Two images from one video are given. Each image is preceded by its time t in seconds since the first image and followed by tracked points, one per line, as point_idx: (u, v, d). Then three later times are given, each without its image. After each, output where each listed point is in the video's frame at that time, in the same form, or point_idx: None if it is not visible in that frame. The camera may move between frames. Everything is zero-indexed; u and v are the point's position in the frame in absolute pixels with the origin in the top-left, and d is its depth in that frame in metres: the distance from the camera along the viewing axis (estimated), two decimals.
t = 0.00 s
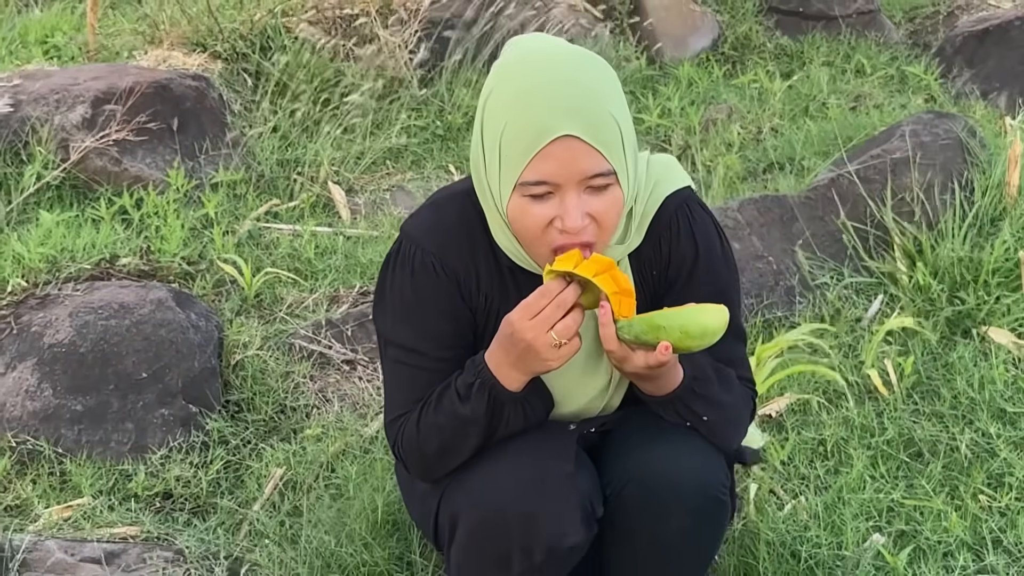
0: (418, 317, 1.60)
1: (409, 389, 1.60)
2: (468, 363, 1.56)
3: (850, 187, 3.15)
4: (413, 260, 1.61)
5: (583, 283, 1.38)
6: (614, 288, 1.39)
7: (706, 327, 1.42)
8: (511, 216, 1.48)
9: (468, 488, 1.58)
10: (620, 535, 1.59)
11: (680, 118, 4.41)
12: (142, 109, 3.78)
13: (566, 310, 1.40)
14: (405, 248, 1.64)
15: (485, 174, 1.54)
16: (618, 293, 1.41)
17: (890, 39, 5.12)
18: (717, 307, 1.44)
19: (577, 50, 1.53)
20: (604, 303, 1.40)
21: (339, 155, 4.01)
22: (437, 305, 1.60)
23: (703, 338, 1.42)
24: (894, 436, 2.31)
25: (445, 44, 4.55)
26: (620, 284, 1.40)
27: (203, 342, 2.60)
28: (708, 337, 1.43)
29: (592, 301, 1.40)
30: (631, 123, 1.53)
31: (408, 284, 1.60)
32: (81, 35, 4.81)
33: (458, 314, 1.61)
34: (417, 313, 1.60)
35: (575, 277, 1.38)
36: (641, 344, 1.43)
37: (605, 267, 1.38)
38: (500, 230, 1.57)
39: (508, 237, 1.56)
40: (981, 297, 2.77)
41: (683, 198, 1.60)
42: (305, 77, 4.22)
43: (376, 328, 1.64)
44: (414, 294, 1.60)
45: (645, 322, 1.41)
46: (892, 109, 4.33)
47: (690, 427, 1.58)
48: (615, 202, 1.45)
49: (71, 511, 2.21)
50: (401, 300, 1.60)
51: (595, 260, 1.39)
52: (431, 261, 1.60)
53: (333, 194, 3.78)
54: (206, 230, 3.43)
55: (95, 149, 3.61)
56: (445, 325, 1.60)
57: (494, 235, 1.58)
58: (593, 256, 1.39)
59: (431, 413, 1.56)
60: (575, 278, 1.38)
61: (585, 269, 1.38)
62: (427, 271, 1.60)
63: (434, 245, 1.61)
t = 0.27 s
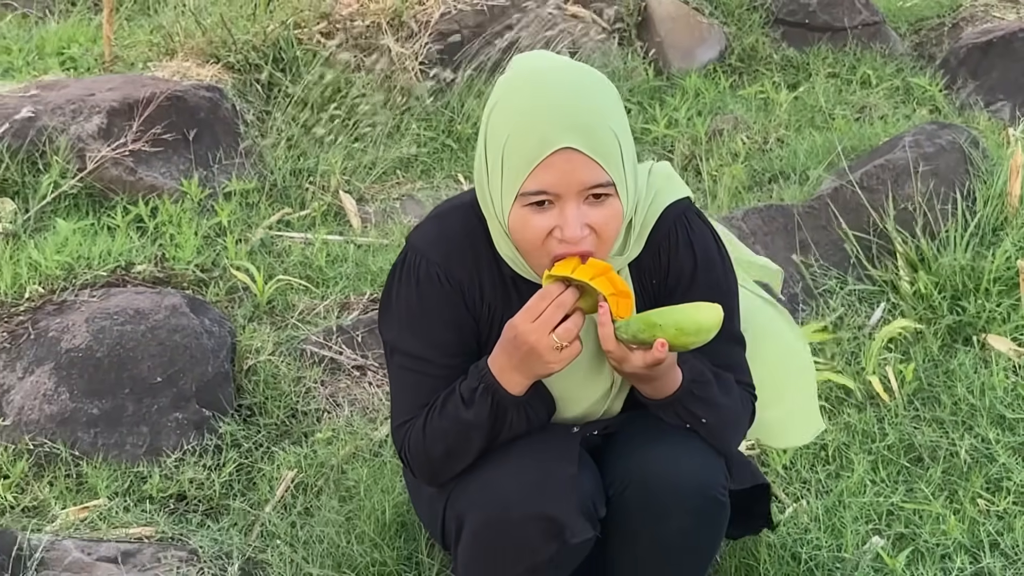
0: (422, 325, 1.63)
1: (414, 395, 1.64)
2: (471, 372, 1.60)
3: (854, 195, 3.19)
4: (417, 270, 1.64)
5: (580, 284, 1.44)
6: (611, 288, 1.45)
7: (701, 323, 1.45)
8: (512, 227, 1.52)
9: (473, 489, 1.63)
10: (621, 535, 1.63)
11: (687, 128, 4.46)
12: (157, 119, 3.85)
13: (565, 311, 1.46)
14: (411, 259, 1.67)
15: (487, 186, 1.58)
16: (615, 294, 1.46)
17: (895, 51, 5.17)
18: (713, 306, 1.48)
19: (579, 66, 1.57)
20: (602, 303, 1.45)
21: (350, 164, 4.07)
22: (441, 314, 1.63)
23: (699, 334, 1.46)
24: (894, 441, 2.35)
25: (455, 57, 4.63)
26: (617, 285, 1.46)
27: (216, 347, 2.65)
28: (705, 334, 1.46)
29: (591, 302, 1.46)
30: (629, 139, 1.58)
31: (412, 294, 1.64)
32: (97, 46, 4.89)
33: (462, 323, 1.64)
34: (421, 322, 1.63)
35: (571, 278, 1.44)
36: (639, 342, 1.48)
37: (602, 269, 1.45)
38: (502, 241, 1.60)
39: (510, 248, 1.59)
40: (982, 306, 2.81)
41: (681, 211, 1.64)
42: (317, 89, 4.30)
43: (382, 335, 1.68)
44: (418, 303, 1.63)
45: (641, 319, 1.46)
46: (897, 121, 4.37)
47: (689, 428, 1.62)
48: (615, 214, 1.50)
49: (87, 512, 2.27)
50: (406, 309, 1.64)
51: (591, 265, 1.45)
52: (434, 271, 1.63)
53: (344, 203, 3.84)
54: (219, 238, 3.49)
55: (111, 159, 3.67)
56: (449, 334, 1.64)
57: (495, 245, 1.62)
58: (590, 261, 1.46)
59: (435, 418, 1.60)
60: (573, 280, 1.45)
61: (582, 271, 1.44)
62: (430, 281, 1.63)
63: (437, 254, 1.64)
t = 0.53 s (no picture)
0: (428, 328, 1.67)
1: (420, 396, 1.68)
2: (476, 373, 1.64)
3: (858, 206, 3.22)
4: (424, 273, 1.68)
5: (583, 285, 1.49)
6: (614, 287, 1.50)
7: (698, 324, 1.54)
8: (515, 239, 1.56)
9: (478, 488, 1.66)
10: (623, 536, 1.66)
11: (694, 139, 4.50)
12: (170, 129, 3.90)
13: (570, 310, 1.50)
14: (417, 263, 1.71)
15: (490, 199, 1.62)
16: (615, 294, 1.50)
17: (901, 63, 5.19)
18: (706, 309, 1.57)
19: (582, 80, 1.60)
20: (603, 304, 1.49)
21: (360, 174, 4.12)
22: (447, 317, 1.67)
23: (696, 335, 1.54)
24: (896, 448, 2.38)
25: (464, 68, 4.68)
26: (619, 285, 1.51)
27: (227, 353, 2.70)
28: (702, 334, 1.54)
29: (593, 304, 1.50)
30: (631, 150, 1.61)
31: (418, 297, 1.68)
32: (111, 58, 4.96)
33: (467, 326, 1.68)
34: (427, 325, 1.67)
35: (574, 279, 1.49)
36: (639, 342, 1.54)
37: (603, 270, 1.50)
38: (506, 250, 1.64)
39: (513, 257, 1.63)
40: (985, 314, 2.83)
41: (684, 216, 1.67)
42: (328, 100, 4.36)
43: (389, 338, 1.72)
44: (425, 306, 1.67)
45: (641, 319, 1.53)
46: (902, 132, 4.40)
47: (690, 429, 1.66)
48: (614, 228, 1.53)
49: (100, 514, 2.30)
50: (413, 313, 1.68)
51: (592, 266, 1.50)
52: (441, 275, 1.67)
53: (354, 212, 3.88)
54: (230, 247, 3.54)
55: (124, 168, 3.73)
56: (454, 337, 1.68)
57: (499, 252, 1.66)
58: (591, 263, 1.51)
59: (441, 419, 1.64)
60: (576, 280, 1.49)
61: (585, 272, 1.50)
62: (437, 285, 1.67)
63: (443, 259, 1.68)
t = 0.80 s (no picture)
0: (431, 325, 1.69)
1: (423, 391, 1.70)
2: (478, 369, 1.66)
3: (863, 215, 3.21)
4: (427, 271, 1.70)
5: (582, 282, 1.50)
6: (614, 285, 1.51)
7: (700, 319, 1.54)
8: (515, 239, 1.58)
9: (479, 482, 1.69)
10: (623, 530, 1.68)
11: (700, 148, 4.52)
12: (180, 137, 3.95)
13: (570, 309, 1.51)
14: (420, 260, 1.73)
15: (490, 199, 1.64)
16: (614, 290, 1.51)
17: (907, 73, 5.21)
18: (708, 304, 1.57)
19: (580, 81, 1.62)
20: (603, 300, 1.50)
21: (368, 182, 4.15)
22: (450, 314, 1.69)
23: (698, 331, 1.54)
24: (897, 450, 2.39)
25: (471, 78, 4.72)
26: (619, 282, 1.52)
27: (234, 354, 2.73)
28: (703, 329, 1.54)
29: (593, 302, 1.51)
30: (629, 151, 1.63)
31: (421, 294, 1.70)
32: (122, 68, 5.02)
33: (469, 323, 1.71)
34: (429, 321, 1.69)
35: (574, 277, 1.50)
36: (640, 338, 1.55)
37: (603, 267, 1.51)
38: (507, 249, 1.66)
39: (515, 256, 1.66)
40: (987, 320, 2.84)
41: (683, 215, 1.68)
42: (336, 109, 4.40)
43: (391, 334, 1.74)
44: (428, 303, 1.69)
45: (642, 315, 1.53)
46: (907, 141, 4.42)
47: (688, 424, 1.68)
48: (612, 227, 1.56)
49: (107, 511, 2.33)
50: (415, 310, 1.70)
51: (591, 263, 1.51)
52: (443, 272, 1.70)
53: (361, 219, 3.92)
54: (238, 252, 3.58)
55: (134, 174, 3.78)
56: (456, 333, 1.70)
57: (500, 251, 1.69)
58: (590, 260, 1.52)
59: (443, 415, 1.66)
60: (576, 278, 1.50)
61: (584, 269, 1.50)
62: (439, 282, 1.69)
63: (446, 256, 1.71)
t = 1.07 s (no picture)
0: (432, 311, 1.73)
1: (424, 376, 1.74)
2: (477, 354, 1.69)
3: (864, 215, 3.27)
4: (429, 258, 1.74)
5: (581, 269, 1.53)
6: (611, 270, 1.54)
7: (696, 302, 1.57)
8: (514, 225, 1.62)
9: (480, 465, 1.72)
10: (620, 510, 1.72)
11: (706, 155, 4.55)
12: (192, 142, 4.01)
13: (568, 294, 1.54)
14: (422, 249, 1.77)
15: (489, 186, 1.68)
16: (613, 275, 1.54)
17: (912, 83, 5.24)
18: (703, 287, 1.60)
19: (574, 70, 1.65)
20: (602, 284, 1.53)
21: (376, 187, 4.20)
22: (451, 300, 1.73)
23: (694, 313, 1.57)
24: (896, 445, 2.41)
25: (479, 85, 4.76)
26: (616, 267, 1.55)
27: (242, 349, 2.78)
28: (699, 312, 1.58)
29: (592, 287, 1.54)
30: (624, 139, 1.67)
31: (423, 281, 1.73)
32: (135, 77, 5.09)
33: (469, 309, 1.74)
34: (431, 308, 1.73)
35: (573, 264, 1.53)
36: (637, 322, 1.58)
37: (600, 253, 1.54)
38: (506, 235, 1.70)
39: (514, 242, 1.69)
40: (988, 320, 2.86)
41: (680, 203, 1.72)
42: (346, 116, 4.45)
43: (394, 321, 1.77)
44: (429, 290, 1.73)
45: (639, 299, 1.56)
46: (912, 149, 4.44)
47: (684, 408, 1.71)
48: (607, 212, 1.59)
49: (118, 501, 2.36)
50: (417, 297, 1.73)
51: (589, 249, 1.55)
52: (444, 260, 1.73)
53: (370, 222, 3.96)
54: (248, 254, 3.62)
55: (146, 178, 3.84)
56: (457, 319, 1.74)
57: (500, 236, 1.73)
58: (587, 246, 1.56)
59: (444, 399, 1.69)
60: (574, 265, 1.53)
61: (582, 256, 1.54)
62: (440, 269, 1.73)
63: (447, 244, 1.74)
